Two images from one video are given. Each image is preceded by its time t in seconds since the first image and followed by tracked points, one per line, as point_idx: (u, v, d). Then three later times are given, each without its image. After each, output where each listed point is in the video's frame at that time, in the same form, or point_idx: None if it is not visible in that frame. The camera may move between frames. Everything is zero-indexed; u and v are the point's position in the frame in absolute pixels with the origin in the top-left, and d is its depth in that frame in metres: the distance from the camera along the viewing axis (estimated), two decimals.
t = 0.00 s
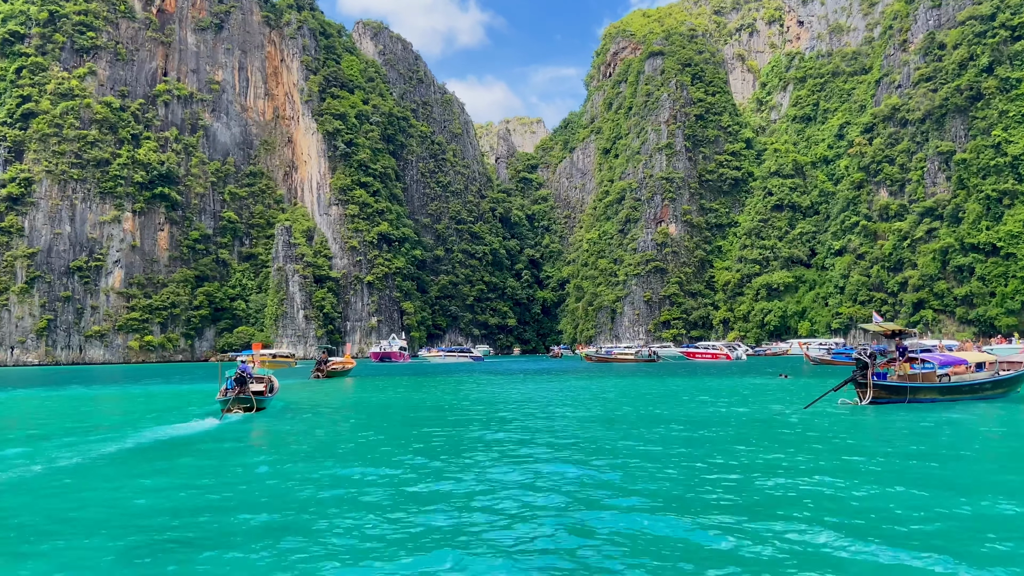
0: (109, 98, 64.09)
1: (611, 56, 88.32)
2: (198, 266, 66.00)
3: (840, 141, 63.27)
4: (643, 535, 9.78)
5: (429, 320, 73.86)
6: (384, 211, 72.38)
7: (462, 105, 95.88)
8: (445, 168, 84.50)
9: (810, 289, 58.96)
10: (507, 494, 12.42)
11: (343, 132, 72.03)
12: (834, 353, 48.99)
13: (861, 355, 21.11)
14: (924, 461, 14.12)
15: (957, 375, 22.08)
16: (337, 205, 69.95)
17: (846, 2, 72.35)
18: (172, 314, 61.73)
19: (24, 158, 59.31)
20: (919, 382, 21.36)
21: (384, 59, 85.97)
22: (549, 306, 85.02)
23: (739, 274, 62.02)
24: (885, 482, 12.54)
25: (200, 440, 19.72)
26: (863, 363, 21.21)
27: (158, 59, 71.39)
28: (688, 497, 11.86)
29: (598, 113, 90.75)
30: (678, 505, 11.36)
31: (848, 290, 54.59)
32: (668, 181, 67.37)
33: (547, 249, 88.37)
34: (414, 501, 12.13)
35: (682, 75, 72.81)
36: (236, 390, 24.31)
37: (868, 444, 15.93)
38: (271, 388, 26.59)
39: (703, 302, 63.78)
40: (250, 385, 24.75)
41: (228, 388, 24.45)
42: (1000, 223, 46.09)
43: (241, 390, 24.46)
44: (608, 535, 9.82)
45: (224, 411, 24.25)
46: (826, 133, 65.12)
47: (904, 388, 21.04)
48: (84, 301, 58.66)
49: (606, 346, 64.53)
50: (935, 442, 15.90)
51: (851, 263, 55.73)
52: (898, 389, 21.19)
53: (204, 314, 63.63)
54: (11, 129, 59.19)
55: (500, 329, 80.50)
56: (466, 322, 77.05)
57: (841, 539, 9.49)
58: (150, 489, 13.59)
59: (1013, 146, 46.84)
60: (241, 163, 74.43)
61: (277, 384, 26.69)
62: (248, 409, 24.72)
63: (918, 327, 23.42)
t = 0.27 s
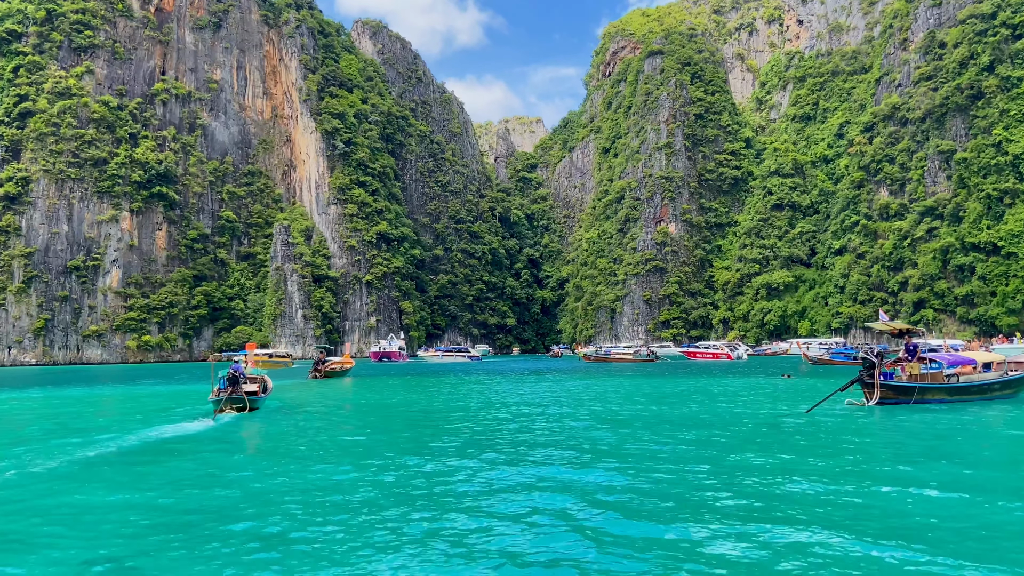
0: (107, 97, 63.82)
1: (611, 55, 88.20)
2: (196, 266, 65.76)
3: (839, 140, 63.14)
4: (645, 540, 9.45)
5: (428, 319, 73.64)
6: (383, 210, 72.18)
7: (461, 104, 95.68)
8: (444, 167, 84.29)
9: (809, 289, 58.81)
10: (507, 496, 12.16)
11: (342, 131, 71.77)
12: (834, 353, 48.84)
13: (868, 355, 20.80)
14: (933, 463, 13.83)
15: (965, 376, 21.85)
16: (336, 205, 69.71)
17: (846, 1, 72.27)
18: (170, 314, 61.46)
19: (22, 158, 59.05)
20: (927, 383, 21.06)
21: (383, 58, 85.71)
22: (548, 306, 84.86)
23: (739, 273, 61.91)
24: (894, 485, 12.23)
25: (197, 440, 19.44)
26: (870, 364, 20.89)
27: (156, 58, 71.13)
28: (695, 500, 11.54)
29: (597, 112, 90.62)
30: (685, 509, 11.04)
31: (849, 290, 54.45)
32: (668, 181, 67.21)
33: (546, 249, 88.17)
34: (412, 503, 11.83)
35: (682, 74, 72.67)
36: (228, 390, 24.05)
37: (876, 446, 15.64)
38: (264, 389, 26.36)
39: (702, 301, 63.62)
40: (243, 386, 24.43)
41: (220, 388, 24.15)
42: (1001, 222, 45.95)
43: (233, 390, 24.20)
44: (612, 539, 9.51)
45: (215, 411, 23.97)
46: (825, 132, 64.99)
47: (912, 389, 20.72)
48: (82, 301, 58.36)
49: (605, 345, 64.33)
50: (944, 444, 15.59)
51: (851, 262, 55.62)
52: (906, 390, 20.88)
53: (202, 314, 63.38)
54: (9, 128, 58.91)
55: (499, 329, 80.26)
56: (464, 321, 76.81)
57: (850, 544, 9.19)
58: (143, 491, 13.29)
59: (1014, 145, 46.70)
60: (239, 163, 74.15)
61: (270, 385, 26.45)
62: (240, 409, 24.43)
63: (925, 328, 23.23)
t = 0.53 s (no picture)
0: (104, 96, 63.50)
1: (610, 55, 88.02)
2: (194, 265, 65.48)
3: (840, 140, 62.95)
4: (650, 544, 9.21)
5: (427, 319, 73.39)
6: (381, 210, 71.92)
7: (460, 103, 95.46)
8: (443, 166, 84.06)
9: (810, 288, 58.61)
10: (509, 497, 11.93)
11: (341, 130, 71.46)
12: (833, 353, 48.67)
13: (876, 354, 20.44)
14: (940, 465, 13.60)
15: (974, 376, 21.58)
16: (334, 204, 69.44)
17: None
18: (167, 313, 61.20)
19: (19, 157, 58.77)
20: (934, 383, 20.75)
21: (382, 57, 85.42)
22: (548, 305, 84.68)
23: (739, 273, 61.78)
24: (902, 488, 12.01)
25: (192, 440, 19.20)
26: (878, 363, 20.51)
27: (154, 57, 70.86)
28: (700, 504, 11.30)
29: (596, 111, 90.45)
30: (691, 512, 10.80)
31: (849, 289, 54.26)
32: (668, 180, 67.01)
33: (546, 248, 87.94)
34: (412, 504, 11.59)
35: (681, 73, 72.48)
36: (220, 390, 23.74)
37: (882, 447, 15.42)
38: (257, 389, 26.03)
39: (702, 301, 63.42)
40: (234, 386, 24.23)
41: (212, 388, 23.96)
42: (1002, 222, 45.79)
43: (225, 390, 23.89)
44: (611, 541, 9.36)
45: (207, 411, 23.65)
46: (825, 131, 64.80)
47: (920, 389, 20.41)
48: (79, 300, 58.07)
49: (604, 345, 64.12)
50: (951, 446, 15.37)
51: (851, 262, 55.49)
52: (915, 390, 20.53)
53: (200, 314, 63.11)
54: (6, 127, 58.62)
55: (498, 329, 80.04)
56: (464, 321, 76.54)
57: (861, 549, 8.96)
58: (137, 491, 13.05)
59: (1015, 144, 46.54)
60: (237, 162, 73.87)
61: (263, 385, 26.15)
62: (232, 409, 24.12)
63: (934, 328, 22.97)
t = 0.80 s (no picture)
0: (101, 94, 63.20)
1: (609, 54, 87.84)
2: (192, 265, 65.23)
3: (840, 139, 62.73)
4: (644, 544, 9.14)
5: (426, 318, 73.13)
6: (380, 209, 71.64)
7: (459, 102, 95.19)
8: (442, 166, 83.86)
9: (810, 288, 58.40)
10: (509, 498, 11.69)
11: (339, 130, 71.13)
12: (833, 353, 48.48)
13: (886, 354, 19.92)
14: (944, 465, 13.44)
15: (981, 377, 21.31)
16: (333, 203, 69.18)
17: None
18: (165, 313, 60.97)
19: (16, 156, 58.50)
20: (942, 384, 20.36)
21: (380, 56, 85.11)
22: (547, 305, 84.48)
23: (739, 273, 61.61)
24: (911, 489, 11.75)
25: (187, 440, 18.95)
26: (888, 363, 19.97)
27: (151, 55, 70.58)
28: (704, 505, 11.04)
29: (596, 110, 90.25)
30: (695, 514, 10.54)
31: (850, 289, 54.03)
32: (667, 179, 66.75)
33: (545, 248, 87.70)
34: (411, 506, 11.36)
35: (681, 72, 72.25)
36: (211, 390, 23.44)
37: (888, 447, 15.19)
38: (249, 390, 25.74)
39: (702, 300, 63.20)
40: (227, 386, 23.85)
41: (204, 388, 23.59)
42: (1003, 221, 45.61)
43: (216, 390, 23.60)
44: (605, 541, 9.29)
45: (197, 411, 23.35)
46: (825, 130, 64.57)
47: (929, 390, 20.04)
48: (76, 300, 57.79)
49: (604, 345, 63.92)
50: (958, 447, 15.13)
51: (852, 261, 55.32)
52: (924, 391, 20.07)
53: (198, 313, 62.84)
54: (3, 126, 58.34)
55: (498, 329, 79.83)
56: (463, 321, 76.29)
57: (871, 552, 8.69)
58: (130, 492, 12.80)
59: (1016, 143, 46.34)
60: (236, 161, 73.59)
61: (256, 385, 25.86)
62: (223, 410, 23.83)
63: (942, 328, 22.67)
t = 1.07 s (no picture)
0: (99, 93, 62.94)
1: (609, 53, 87.67)
2: (189, 265, 64.97)
3: (840, 138, 62.55)
4: (644, 544, 9.05)
5: (425, 318, 72.86)
6: (378, 209, 71.36)
7: (458, 102, 95.02)
8: (440, 165, 83.65)
9: (810, 288, 58.21)
10: (512, 501, 11.43)
11: (337, 129, 70.83)
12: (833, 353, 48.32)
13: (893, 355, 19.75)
14: (946, 466, 13.35)
15: (988, 378, 21.12)
16: (331, 203, 68.97)
17: None
18: (163, 313, 60.70)
19: (13, 155, 58.20)
20: (952, 385, 20.12)
21: (379, 55, 84.83)
22: (546, 305, 84.29)
23: (739, 272, 61.41)
24: (924, 492, 11.48)
25: (184, 441, 18.70)
26: (895, 364, 19.79)
27: (149, 54, 70.29)
28: (713, 509, 10.76)
29: (595, 110, 90.09)
30: (703, 518, 10.27)
31: (850, 288, 53.86)
32: (666, 179, 66.54)
33: (544, 247, 87.50)
34: (411, 510, 11.10)
35: (681, 71, 72.04)
36: (203, 390, 23.29)
37: (891, 449, 15.06)
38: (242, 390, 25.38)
39: (701, 300, 63.02)
40: (219, 386, 23.71)
41: (195, 389, 23.49)
42: (1004, 220, 45.48)
43: (208, 390, 23.25)
44: (604, 542, 9.21)
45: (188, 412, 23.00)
46: (825, 129, 64.34)
47: (939, 391, 19.77)
48: (73, 300, 57.51)
49: (603, 345, 63.74)
50: (968, 449, 14.87)
51: (852, 261, 55.17)
52: (932, 392, 19.87)
53: (196, 313, 62.59)
54: None
55: (497, 328, 79.59)
56: (462, 321, 76.06)
57: (887, 558, 8.42)
58: (124, 494, 12.54)
59: (1017, 142, 46.20)
60: (234, 160, 73.33)
61: (250, 385, 25.52)
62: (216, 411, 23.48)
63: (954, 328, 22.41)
